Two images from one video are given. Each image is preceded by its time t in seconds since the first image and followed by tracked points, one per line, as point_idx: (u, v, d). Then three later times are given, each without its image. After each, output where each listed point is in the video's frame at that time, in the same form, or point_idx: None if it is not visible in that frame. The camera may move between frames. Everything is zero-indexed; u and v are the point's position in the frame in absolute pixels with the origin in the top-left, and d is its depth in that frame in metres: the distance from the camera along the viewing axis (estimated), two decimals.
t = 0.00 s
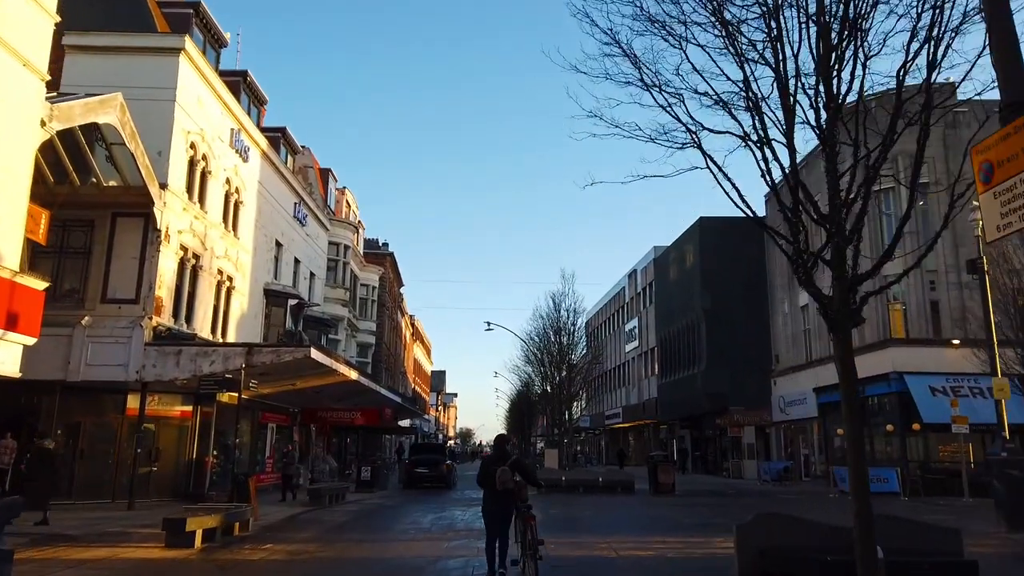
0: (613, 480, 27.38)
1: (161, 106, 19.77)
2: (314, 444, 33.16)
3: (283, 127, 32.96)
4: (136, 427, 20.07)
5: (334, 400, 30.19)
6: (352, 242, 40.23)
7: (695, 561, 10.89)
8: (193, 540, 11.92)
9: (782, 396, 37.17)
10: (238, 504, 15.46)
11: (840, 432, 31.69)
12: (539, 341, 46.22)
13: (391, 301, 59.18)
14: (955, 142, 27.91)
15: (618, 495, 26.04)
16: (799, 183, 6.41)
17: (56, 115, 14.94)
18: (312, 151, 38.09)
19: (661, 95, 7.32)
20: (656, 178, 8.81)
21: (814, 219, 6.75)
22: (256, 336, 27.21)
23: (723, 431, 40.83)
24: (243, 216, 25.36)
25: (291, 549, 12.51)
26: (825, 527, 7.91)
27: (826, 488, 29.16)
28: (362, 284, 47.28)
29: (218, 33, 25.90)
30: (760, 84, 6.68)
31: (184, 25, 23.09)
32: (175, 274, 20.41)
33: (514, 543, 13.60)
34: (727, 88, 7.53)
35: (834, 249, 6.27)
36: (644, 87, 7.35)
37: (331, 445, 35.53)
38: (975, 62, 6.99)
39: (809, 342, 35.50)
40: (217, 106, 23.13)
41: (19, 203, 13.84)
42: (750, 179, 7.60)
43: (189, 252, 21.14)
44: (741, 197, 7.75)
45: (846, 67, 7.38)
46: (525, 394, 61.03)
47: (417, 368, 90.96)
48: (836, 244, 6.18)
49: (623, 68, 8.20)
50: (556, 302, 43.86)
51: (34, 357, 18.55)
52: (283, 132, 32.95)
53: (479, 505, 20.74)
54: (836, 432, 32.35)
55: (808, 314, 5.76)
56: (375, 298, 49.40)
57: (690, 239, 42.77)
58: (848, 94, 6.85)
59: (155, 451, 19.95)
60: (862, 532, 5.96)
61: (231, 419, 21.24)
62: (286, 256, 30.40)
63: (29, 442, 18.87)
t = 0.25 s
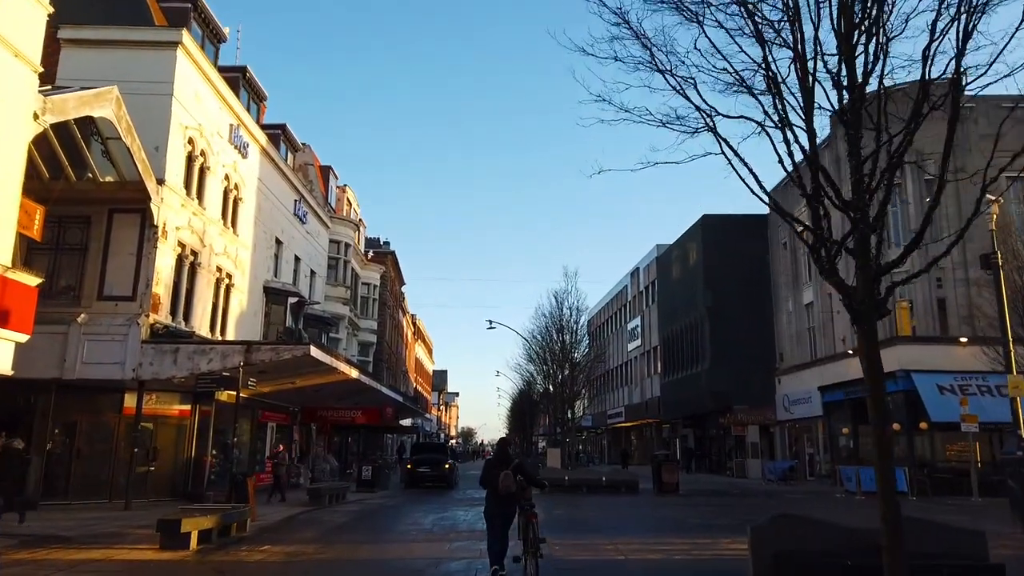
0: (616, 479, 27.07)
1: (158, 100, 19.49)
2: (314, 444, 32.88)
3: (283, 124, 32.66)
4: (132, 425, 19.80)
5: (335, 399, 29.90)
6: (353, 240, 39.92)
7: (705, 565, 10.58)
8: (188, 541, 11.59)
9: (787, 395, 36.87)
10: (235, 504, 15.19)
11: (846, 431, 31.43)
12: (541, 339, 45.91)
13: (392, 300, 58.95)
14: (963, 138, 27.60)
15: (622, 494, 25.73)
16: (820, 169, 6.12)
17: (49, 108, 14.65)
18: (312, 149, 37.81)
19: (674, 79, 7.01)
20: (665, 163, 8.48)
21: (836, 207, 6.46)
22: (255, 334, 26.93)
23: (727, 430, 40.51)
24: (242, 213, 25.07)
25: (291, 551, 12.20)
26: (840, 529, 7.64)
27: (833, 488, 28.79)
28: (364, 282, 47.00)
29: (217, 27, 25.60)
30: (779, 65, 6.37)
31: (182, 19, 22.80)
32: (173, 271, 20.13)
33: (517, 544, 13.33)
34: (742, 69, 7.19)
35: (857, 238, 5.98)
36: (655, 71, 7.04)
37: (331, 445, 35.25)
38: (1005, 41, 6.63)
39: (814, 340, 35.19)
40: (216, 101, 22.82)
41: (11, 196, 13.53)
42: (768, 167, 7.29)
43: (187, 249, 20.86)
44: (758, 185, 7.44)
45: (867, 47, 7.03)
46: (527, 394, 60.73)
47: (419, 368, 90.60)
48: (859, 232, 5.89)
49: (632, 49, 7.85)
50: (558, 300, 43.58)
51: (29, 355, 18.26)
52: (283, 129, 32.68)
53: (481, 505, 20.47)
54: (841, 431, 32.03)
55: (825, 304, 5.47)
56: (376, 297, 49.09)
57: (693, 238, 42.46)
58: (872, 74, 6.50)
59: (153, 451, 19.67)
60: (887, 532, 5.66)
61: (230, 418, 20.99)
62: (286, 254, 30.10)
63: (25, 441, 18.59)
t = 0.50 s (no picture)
0: (620, 480, 26.78)
1: (156, 95, 19.23)
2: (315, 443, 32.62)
3: (283, 121, 32.39)
4: (130, 424, 19.53)
5: (336, 398, 29.63)
6: (354, 238, 39.63)
7: (714, 568, 10.29)
8: (184, 543, 11.32)
9: (791, 394, 36.56)
10: (233, 504, 14.94)
11: (851, 430, 31.20)
12: (543, 338, 45.62)
13: (394, 300, 58.71)
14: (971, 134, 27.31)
15: (625, 495, 25.44)
16: (843, 154, 5.89)
17: (44, 100, 14.42)
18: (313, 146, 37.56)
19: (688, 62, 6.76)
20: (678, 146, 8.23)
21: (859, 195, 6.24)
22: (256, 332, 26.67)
23: (731, 429, 40.21)
24: (242, 210, 24.82)
25: (290, 553, 11.92)
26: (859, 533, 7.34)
27: (839, 489, 28.48)
28: (365, 281, 46.76)
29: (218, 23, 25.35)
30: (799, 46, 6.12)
31: (181, 14, 22.55)
32: (171, 268, 19.88)
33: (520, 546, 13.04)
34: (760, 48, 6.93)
35: (882, 227, 5.76)
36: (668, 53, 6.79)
37: (332, 444, 34.97)
38: None
39: (819, 339, 34.88)
40: (216, 96, 22.58)
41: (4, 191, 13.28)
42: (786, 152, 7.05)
43: (186, 246, 20.59)
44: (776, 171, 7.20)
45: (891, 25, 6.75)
46: (529, 393, 60.45)
47: (420, 367, 90.34)
48: (885, 221, 5.68)
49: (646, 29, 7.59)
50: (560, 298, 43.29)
51: (25, 353, 18.00)
52: (283, 126, 32.40)
53: (483, 506, 20.22)
54: (847, 430, 31.72)
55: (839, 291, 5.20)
56: (377, 296, 48.83)
57: (697, 236, 42.17)
58: (897, 54, 6.24)
59: (151, 450, 19.39)
60: (916, 532, 5.45)
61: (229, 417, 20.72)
62: (287, 252, 29.82)
63: (21, 440, 18.29)
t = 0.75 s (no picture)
0: (624, 480, 26.43)
1: (152, 89, 18.90)
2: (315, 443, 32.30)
3: (282, 118, 32.06)
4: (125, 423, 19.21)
5: (336, 397, 29.30)
6: (354, 236, 39.28)
7: (724, 571, 9.94)
8: (177, 546, 10.99)
9: (796, 393, 36.18)
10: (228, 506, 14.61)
11: (857, 430, 30.84)
12: (545, 337, 45.27)
13: (395, 299, 58.41)
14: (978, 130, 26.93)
15: (629, 495, 25.09)
16: (868, 135, 5.54)
17: (35, 92, 14.09)
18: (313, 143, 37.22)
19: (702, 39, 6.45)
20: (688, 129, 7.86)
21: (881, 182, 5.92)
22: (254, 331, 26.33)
23: (735, 429, 39.85)
24: (240, 207, 24.48)
25: (286, 555, 11.59)
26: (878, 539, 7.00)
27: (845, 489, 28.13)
28: (366, 280, 46.45)
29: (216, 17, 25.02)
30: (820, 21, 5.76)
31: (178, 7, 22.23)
32: (167, 265, 19.53)
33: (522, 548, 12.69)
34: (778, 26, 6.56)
35: (909, 213, 5.43)
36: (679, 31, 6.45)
37: (332, 444, 34.65)
38: None
39: (823, 338, 34.51)
40: (214, 91, 22.24)
41: None
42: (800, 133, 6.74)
43: (183, 243, 20.25)
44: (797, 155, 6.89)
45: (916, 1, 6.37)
46: (531, 393, 60.11)
47: (421, 367, 90.07)
48: (911, 206, 5.35)
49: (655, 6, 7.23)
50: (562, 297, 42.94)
51: (18, 351, 17.69)
52: (283, 123, 32.09)
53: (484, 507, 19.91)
54: (853, 430, 31.35)
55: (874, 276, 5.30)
56: (378, 295, 48.51)
57: (700, 234, 41.80)
58: (923, 30, 5.88)
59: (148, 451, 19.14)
60: (948, 538, 5.13)
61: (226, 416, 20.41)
62: (285, 249, 29.45)
63: (14, 440, 17.99)
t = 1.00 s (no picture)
0: (628, 480, 26.11)
1: (148, 84, 18.62)
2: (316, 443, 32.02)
3: (283, 115, 31.77)
4: (121, 423, 18.94)
5: (337, 397, 29.02)
6: (355, 234, 38.98)
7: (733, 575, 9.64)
8: (171, 548, 10.70)
9: (801, 393, 35.85)
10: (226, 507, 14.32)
11: (864, 429, 30.49)
12: (548, 336, 44.95)
13: (397, 298, 58.13)
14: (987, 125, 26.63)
15: (633, 495, 24.79)
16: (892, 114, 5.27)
17: (27, 85, 13.77)
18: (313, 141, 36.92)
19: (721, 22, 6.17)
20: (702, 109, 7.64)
21: (907, 166, 5.66)
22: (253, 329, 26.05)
23: (739, 428, 39.53)
24: (239, 204, 24.21)
25: (284, 557, 11.30)
26: (891, 541, 6.79)
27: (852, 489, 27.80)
28: (367, 279, 46.16)
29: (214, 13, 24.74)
30: None
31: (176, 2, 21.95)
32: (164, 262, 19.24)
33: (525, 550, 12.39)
34: None
35: (935, 197, 5.18)
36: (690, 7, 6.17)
37: (333, 444, 34.37)
38: None
39: (829, 336, 34.16)
40: (211, 87, 21.96)
41: None
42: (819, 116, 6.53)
43: (180, 240, 19.98)
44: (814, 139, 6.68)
45: None
46: (533, 393, 59.80)
47: (423, 367, 89.77)
48: (938, 190, 5.09)
49: None
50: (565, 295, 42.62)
51: (13, 349, 17.42)
52: (283, 120, 31.80)
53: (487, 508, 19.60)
54: (859, 429, 31.02)
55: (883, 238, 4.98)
56: (379, 294, 48.23)
57: (704, 231, 41.46)
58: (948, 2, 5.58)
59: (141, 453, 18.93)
60: (979, 542, 4.85)
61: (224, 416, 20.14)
62: (285, 248, 29.15)
63: (10, 440, 17.72)
